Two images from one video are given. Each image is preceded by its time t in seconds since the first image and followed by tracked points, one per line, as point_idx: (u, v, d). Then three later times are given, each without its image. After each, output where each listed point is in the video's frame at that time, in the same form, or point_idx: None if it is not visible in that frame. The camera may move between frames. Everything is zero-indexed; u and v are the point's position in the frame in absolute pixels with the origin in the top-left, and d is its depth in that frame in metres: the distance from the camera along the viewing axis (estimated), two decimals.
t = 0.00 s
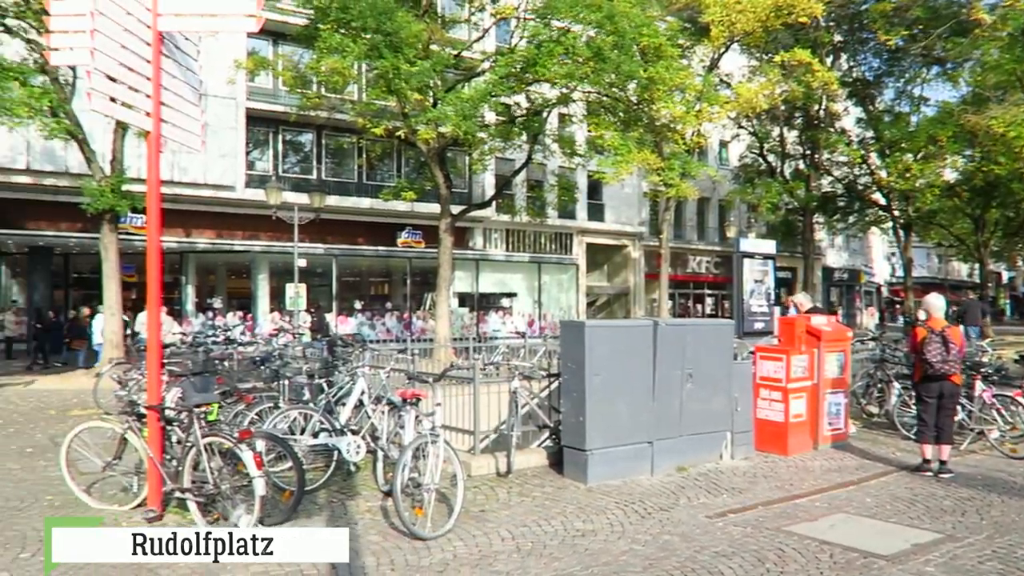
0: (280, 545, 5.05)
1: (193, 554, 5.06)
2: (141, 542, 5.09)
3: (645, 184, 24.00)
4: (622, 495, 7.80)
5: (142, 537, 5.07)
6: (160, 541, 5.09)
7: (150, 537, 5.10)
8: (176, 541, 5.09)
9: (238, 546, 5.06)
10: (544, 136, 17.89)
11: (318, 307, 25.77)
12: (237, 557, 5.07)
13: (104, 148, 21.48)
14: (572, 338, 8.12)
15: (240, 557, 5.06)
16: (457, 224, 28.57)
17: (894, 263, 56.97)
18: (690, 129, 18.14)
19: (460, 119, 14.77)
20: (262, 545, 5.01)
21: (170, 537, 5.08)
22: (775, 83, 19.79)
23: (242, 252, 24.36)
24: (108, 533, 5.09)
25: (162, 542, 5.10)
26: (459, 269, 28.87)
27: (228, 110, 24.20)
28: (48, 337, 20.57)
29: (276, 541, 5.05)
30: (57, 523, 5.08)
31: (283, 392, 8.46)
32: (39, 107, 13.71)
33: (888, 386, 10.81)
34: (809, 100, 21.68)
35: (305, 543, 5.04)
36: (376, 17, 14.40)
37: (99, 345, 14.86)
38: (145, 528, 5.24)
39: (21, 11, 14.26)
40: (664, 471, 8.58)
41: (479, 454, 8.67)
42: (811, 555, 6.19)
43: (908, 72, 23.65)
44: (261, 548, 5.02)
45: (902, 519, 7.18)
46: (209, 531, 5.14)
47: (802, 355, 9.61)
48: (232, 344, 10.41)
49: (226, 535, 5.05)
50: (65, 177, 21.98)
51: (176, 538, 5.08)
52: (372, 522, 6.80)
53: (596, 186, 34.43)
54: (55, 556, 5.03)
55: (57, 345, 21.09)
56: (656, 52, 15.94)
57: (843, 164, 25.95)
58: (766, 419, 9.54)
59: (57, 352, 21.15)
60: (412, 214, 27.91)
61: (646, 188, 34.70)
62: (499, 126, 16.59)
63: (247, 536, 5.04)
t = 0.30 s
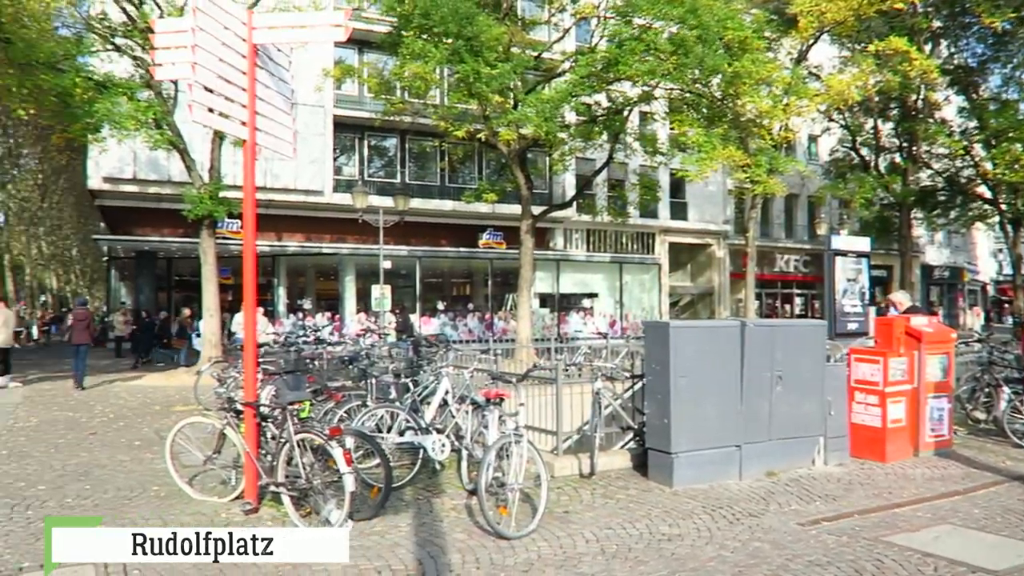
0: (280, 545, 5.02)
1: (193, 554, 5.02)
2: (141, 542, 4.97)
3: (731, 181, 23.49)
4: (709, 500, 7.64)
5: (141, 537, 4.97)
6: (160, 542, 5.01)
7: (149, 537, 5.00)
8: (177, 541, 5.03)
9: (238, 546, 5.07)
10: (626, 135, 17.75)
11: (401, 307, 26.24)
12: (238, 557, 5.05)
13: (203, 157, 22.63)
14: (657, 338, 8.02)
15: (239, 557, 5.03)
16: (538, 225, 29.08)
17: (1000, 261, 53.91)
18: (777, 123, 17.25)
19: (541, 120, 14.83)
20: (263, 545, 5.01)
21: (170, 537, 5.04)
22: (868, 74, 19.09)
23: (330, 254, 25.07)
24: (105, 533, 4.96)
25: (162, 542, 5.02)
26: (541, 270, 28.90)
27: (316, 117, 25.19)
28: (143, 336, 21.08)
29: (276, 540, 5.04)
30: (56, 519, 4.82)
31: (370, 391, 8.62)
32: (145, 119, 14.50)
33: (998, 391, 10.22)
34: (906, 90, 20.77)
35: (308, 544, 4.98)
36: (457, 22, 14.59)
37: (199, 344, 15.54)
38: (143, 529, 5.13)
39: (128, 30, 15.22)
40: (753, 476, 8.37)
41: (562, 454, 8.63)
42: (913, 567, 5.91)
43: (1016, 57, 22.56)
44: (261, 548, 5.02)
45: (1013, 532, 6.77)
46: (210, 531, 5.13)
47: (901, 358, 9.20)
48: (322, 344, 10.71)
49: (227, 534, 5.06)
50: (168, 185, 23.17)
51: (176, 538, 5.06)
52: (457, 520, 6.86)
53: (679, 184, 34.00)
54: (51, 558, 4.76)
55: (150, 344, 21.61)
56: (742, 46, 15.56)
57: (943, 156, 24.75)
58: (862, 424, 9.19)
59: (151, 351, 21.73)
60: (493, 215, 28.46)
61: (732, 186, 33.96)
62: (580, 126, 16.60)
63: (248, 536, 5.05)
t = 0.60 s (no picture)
0: (281, 545, 5.06)
1: (194, 554, 4.98)
2: (141, 542, 4.97)
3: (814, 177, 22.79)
4: (793, 505, 7.42)
5: (141, 537, 4.97)
6: (162, 541, 5.00)
7: (150, 537, 5.00)
8: (178, 541, 5.00)
9: (238, 546, 5.05)
10: (703, 132, 17.44)
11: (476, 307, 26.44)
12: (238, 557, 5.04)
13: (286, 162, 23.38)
14: (738, 340, 7.83)
15: (239, 557, 5.02)
16: (613, 224, 29.09)
17: None
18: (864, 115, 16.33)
19: (616, 118, 14.73)
20: (263, 544, 5.04)
21: (170, 537, 5.01)
22: (962, 61, 18.20)
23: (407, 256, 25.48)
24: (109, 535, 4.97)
25: (163, 542, 5.01)
26: (616, 269, 28.67)
27: (393, 121, 25.69)
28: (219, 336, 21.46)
29: (277, 540, 5.07)
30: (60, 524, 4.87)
31: (447, 391, 8.70)
32: (232, 127, 15.05)
33: None
34: (1003, 77, 19.70)
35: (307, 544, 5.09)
36: (530, 23, 14.60)
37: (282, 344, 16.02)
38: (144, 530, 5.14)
39: (216, 41, 15.82)
40: (840, 482, 8.08)
41: (640, 456, 8.51)
42: None
43: None
44: (261, 547, 5.05)
45: None
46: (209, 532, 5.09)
47: (1001, 360, 8.72)
48: (400, 344, 10.88)
49: (226, 535, 5.04)
50: (253, 190, 23.99)
51: (176, 538, 5.01)
52: (535, 520, 6.85)
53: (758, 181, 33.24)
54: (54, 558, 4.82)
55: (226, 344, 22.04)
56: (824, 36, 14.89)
57: None
58: (958, 429, 8.78)
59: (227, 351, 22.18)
60: (568, 215, 28.40)
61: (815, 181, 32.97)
62: (656, 124, 16.41)
63: (248, 535, 5.05)
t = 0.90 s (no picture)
0: (282, 545, 5.03)
1: (193, 555, 4.89)
2: (141, 542, 4.94)
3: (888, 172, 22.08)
4: (869, 512, 7.17)
5: (141, 536, 4.93)
6: (160, 541, 4.97)
7: (151, 537, 4.95)
8: (178, 541, 4.92)
9: (239, 546, 5.00)
10: (771, 127, 17.04)
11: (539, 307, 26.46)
12: (239, 558, 4.99)
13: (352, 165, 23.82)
14: (810, 340, 7.64)
15: (239, 557, 4.96)
16: (677, 223, 28.68)
17: None
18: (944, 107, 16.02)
19: (681, 116, 14.52)
20: (264, 544, 5.01)
21: (171, 537, 4.93)
22: None
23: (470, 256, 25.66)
24: (109, 535, 5.05)
25: (162, 542, 4.95)
26: (681, 269, 28.37)
27: (456, 122, 25.90)
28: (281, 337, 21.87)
29: (277, 540, 5.03)
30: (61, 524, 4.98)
31: (512, 391, 8.72)
32: (300, 132, 15.44)
33: None
34: None
35: (309, 542, 5.11)
36: (592, 22, 14.54)
37: (349, 344, 16.31)
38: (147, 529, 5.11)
39: (285, 48, 16.19)
40: (918, 488, 7.80)
41: (707, 459, 8.35)
42: None
43: None
44: (262, 548, 5.01)
45: None
46: (210, 531, 5.02)
47: None
48: (465, 344, 10.96)
49: (227, 534, 4.98)
50: (320, 193, 24.50)
51: (177, 538, 4.94)
52: (601, 521, 6.79)
53: (829, 177, 32.33)
54: (56, 556, 4.98)
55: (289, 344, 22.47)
56: (899, 27, 14.29)
57: None
58: None
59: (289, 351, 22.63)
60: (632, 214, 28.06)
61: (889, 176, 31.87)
62: (722, 120, 16.16)
63: (248, 535, 5.00)
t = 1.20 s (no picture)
0: (281, 545, 5.13)
1: (193, 554, 5.06)
2: (141, 542, 5.11)
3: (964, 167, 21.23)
4: (946, 519, 6.91)
5: (141, 537, 5.10)
6: (159, 541, 5.12)
7: (150, 538, 5.12)
8: (178, 541, 5.10)
9: (238, 546, 5.09)
10: (840, 123, 16.58)
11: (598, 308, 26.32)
12: (237, 557, 5.08)
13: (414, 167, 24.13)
14: (882, 341, 7.40)
15: (238, 557, 5.05)
16: (741, 221, 28.15)
17: None
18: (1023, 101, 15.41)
19: (746, 113, 14.23)
20: (263, 544, 5.09)
21: (171, 537, 5.11)
22: None
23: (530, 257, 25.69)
24: (108, 534, 5.15)
25: (161, 541, 5.12)
26: (744, 268, 27.93)
27: (517, 123, 25.93)
28: (337, 337, 22.24)
29: (276, 541, 5.13)
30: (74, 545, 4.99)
31: (574, 391, 8.68)
32: (364, 135, 15.69)
33: None
34: None
35: (306, 542, 5.18)
36: (654, 20, 14.41)
37: (411, 344, 16.49)
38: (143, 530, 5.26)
39: (348, 53, 16.42)
40: (999, 496, 7.47)
41: (774, 463, 8.17)
42: None
43: None
44: (261, 548, 5.10)
45: None
46: (210, 532, 5.16)
47: None
48: (527, 345, 11.00)
49: (227, 534, 5.10)
50: (383, 195, 24.85)
51: (178, 538, 5.12)
52: (665, 524, 6.69)
53: (901, 172, 31.25)
54: (55, 556, 5.01)
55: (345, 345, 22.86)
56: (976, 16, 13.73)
57: None
58: None
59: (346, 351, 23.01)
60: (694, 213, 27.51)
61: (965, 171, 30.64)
62: (787, 116, 15.82)
63: (247, 536, 5.09)
